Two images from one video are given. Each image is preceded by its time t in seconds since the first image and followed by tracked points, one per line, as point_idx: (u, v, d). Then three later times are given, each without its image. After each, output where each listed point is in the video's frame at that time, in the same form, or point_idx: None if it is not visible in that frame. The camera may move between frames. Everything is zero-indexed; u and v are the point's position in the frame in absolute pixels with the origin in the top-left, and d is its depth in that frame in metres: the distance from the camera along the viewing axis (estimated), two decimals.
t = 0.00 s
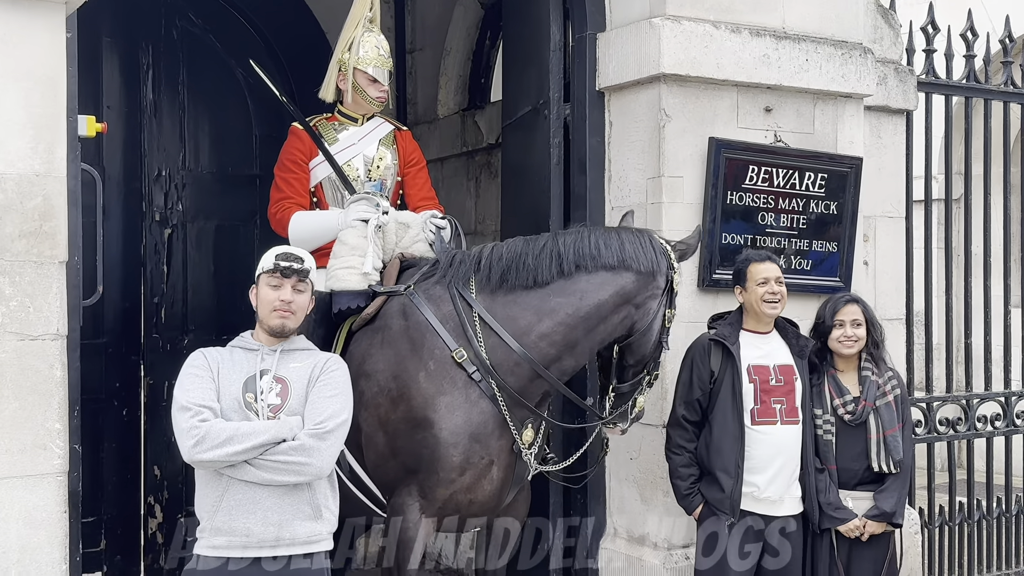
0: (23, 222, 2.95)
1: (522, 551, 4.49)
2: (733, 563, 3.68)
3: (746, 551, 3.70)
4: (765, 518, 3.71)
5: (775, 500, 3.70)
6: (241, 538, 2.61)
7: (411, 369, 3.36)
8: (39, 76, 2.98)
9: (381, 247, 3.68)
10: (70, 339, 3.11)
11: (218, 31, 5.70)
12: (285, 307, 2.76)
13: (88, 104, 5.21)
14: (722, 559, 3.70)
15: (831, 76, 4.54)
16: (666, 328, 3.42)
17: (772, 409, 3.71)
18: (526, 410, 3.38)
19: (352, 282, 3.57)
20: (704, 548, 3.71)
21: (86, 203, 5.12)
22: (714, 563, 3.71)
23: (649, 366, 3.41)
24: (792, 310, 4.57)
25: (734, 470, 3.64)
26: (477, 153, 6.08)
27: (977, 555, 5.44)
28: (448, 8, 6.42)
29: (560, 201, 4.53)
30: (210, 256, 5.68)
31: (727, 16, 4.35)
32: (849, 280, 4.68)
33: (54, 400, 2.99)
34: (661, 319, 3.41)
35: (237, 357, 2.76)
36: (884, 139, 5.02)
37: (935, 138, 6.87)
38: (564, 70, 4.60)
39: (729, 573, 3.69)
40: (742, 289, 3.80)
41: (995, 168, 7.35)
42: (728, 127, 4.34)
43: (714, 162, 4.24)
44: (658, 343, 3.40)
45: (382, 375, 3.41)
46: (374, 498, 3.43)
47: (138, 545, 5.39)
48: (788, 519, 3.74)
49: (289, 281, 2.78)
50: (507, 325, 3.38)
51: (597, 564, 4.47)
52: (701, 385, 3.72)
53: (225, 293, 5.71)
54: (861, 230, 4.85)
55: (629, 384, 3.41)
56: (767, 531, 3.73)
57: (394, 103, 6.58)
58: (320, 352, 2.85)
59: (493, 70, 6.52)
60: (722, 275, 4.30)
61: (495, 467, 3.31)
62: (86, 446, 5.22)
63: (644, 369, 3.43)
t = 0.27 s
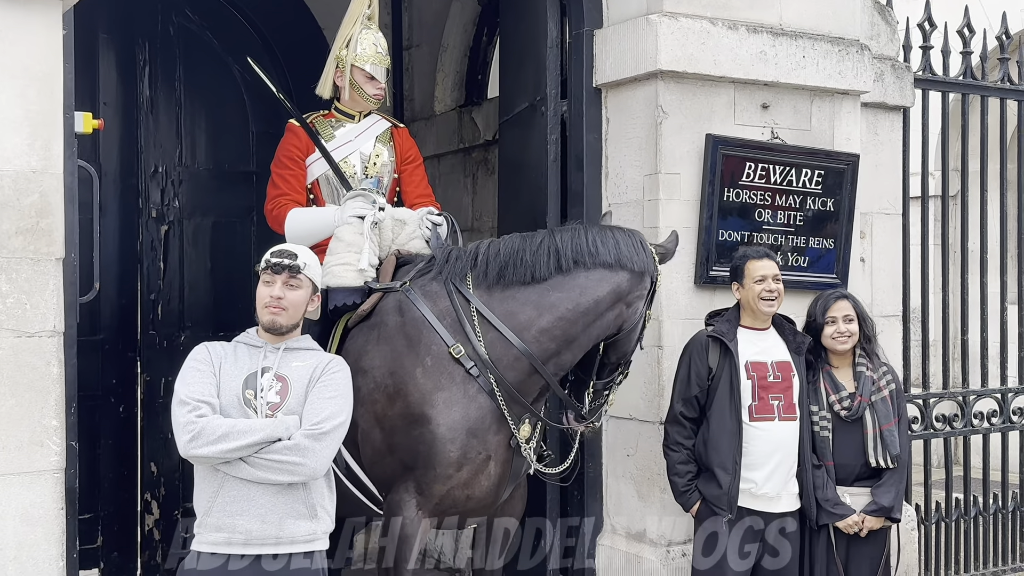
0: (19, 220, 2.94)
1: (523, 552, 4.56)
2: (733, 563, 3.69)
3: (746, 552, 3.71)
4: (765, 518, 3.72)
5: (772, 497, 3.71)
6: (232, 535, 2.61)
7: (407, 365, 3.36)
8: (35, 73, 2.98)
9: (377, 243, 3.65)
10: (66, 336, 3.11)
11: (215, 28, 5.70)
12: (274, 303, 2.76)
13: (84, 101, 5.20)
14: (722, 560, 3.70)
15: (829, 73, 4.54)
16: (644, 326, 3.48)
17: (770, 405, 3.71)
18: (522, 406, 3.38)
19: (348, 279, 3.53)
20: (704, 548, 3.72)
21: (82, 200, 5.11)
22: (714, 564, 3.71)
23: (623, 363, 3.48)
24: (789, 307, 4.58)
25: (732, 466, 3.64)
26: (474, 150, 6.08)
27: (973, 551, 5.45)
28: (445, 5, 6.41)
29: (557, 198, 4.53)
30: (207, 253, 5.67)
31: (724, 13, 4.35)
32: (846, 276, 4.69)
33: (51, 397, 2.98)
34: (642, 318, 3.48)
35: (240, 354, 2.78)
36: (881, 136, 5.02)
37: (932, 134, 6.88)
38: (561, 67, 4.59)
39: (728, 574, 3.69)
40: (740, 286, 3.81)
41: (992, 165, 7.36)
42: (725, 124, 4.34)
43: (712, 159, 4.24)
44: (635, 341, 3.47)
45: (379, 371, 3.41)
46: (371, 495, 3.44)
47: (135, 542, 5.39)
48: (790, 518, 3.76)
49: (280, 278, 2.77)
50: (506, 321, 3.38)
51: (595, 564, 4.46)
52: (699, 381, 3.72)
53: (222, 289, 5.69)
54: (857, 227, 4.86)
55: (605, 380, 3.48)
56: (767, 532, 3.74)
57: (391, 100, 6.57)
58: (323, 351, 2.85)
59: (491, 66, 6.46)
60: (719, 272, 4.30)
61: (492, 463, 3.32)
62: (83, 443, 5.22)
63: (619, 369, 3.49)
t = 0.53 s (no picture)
0: (15, 217, 2.94)
1: (523, 552, 4.60)
2: (733, 564, 3.70)
3: (746, 552, 3.71)
4: (763, 516, 3.71)
5: (769, 493, 3.69)
6: (232, 531, 2.61)
7: (403, 362, 3.36)
8: (30, 69, 2.97)
9: (372, 240, 3.66)
10: (62, 334, 3.10)
11: (212, 25, 5.69)
12: (274, 302, 2.76)
13: (81, 98, 5.19)
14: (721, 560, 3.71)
15: (825, 70, 4.54)
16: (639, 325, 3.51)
17: (766, 402, 3.71)
18: (518, 403, 3.37)
19: (343, 275, 3.54)
20: (703, 548, 3.73)
21: (78, 197, 5.10)
22: (714, 564, 3.72)
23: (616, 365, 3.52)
24: (785, 304, 4.58)
25: (728, 463, 3.64)
26: (471, 147, 6.07)
27: (970, 547, 5.46)
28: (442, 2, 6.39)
29: (554, 195, 4.53)
30: (204, 250, 5.67)
31: (721, 9, 4.35)
32: (843, 273, 4.69)
33: (46, 394, 2.98)
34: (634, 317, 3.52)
35: (241, 351, 2.78)
36: (878, 133, 5.01)
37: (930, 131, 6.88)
38: (558, 64, 4.57)
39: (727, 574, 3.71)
40: (736, 283, 3.81)
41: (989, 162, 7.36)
42: (721, 121, 4.34)
43: (709, 156, 4.24)
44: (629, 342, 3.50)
45: (374, 368, 3.41)
46: (366, 492, 3.43)
47: (132, 539, 5.39)
48: (790, 518, 3.76)
49: (280, 276, 2.77)
50: (503, 319, 3.38)
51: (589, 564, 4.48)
52: (696, 377, 3.73)
53: (219, 287, 5.70)
54: (854, 224, 4.86)
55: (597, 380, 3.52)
56: (766, 531, 3.74)
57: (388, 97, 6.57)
58: (325, 351, 2.85)
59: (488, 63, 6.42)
60: (715, 270, 4.30)
61: (487, 460, 3.31)
62: (80, 440, 5.22)
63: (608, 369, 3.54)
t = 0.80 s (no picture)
0: (11, 216, 2.94)
1: (523, 552, 4.63)
2: (732, 563, 3.70)
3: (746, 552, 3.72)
4: (763, 518, 3.72)
5: (767, 493, 3.69)
6: (234, 530, 2.60)
7: (398, 362, 3.36)
8: (27, 69, 2.97)
9: (368, 240, 3.66)
10: (59, 333, 3.10)
11: (210, 24, 5.69)
12: (273, 300, 2.75)
13: (79, 97, 5.18)
14: (721, 561, 3.71)
15: (823, 69, 4.54)
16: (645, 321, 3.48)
17: (764, 401, 3.71)
18: (514, 403, 3.38)
19: (339, 275, 3.55)
20: (703, 548, 3.73)
21: (76, 196, 5.10)
22: (713, 564, 3.72)
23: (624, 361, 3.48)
24: (783, 303, 4.58)
25: (726, 462, 3.64)
26: (470, 146, 6.07)
27: (969, 547, 5.46)
28: (440, 1, 6.40)
29: (552, 194, 4.53)
30: (202, 250, 5.67)
31: (719, 9, 4.35)
32: (841, 272, 4.69)
33: (43, 393, 2.98)
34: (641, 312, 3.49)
35: (240, 349, 2.77)
36: (876, 132, 5.02)
37: (928, 131, 6.89)
38: (556, 63, 4.58)
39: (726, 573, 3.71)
40: (734, 282, 3.81)
41: (987, 161, 7.37)
42: (719, 120, 4.34)
43: (706, 155, 4.24)
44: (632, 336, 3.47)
45: (370, 369, 3.41)
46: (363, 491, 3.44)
47: (130, 539, 5.38)
48: (791, 518, 3.77)
49: (278, 274, 2.76)
50: (496, 319, 3.39)
51: (586, 563, 4.48)
52: (693, 377, 3.73)
53: (218, 287, 5.71)
54: (852, 223, 4.85)
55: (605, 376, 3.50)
56: (766, 532, 3.74)
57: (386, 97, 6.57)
58: (323, 349, 2.85)
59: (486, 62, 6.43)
60: (713, 269, 4.30)
61: (483, 460, 3.32)
62: (78, 439, 5.21)
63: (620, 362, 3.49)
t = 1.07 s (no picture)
0: (10, 216, 2.94)
1: (523, 552, 4.65)
2: (732, 563, 3.70)
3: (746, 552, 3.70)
4: (761, 515, 3.70)
5: (766, 493, 3.69)
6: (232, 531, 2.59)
7: (395, 363, 3.36)
8: (26, 70, 2.97)
9: (365, 241, 3.66)
10: (58, 333, 3.10)
11: (209, 25, 5.69)
12: (281, 295, 2.74)
13: (79, 98, 5.19)
14: (721, 561, 3.71)
15: (822, 70, 4.54)
16: (656, 316, 3.45)
17: (762, 402, 3.71)
18: (510, 402, 3.39)
19: (336, 277, 3.52)
20: (703, 547, 3.73)
21: (75, 197, 5.10)
22: (713, 564, 3.72)
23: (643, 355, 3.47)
24: (782, 304, 4.58)
25: (726, 462, 3.63)
26: (470, 146, 6.07)
27: (969, 548, 5.45)
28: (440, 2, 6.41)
29: (552, 195, 4.53)
30: (202, 250, 5.68)
31: (718, 9, 4.35)
32: (840, 273, 4.69)
33: (42, 394, 2.98)
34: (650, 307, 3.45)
35: (235, 351, 2.73)
36: (876, 133, 5.02)
37: (927, 132, 6.89)
38: (555, 64, 4.58)
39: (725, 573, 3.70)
40: (733, 283, 3.80)
41: (988, 162, 7.37)
42: (719, 120, 4.34)
43: (705, 156, 4.24)
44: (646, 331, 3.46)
45: (366, 370, 3.41)
46: (360, 493, 3.43)
47: (130, 540, 5.38)
48: (791, 518, 3.76)
49: (282, 269, 2.74)
50: (490, 321, 3.39)
51: (585, 563, 4.46)
52: (692, 378, 3.73)
53: (217, 286, 5.70)
54: (851, 223, 4.85)
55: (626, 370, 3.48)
56: (766, 531, 3.73)
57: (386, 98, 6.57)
58: (318, 347, 2.85)
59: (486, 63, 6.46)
60: (713, 269, 4.29)
61: (480, 462, 3.31)
62: (78, 440, 5.21)
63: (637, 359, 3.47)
